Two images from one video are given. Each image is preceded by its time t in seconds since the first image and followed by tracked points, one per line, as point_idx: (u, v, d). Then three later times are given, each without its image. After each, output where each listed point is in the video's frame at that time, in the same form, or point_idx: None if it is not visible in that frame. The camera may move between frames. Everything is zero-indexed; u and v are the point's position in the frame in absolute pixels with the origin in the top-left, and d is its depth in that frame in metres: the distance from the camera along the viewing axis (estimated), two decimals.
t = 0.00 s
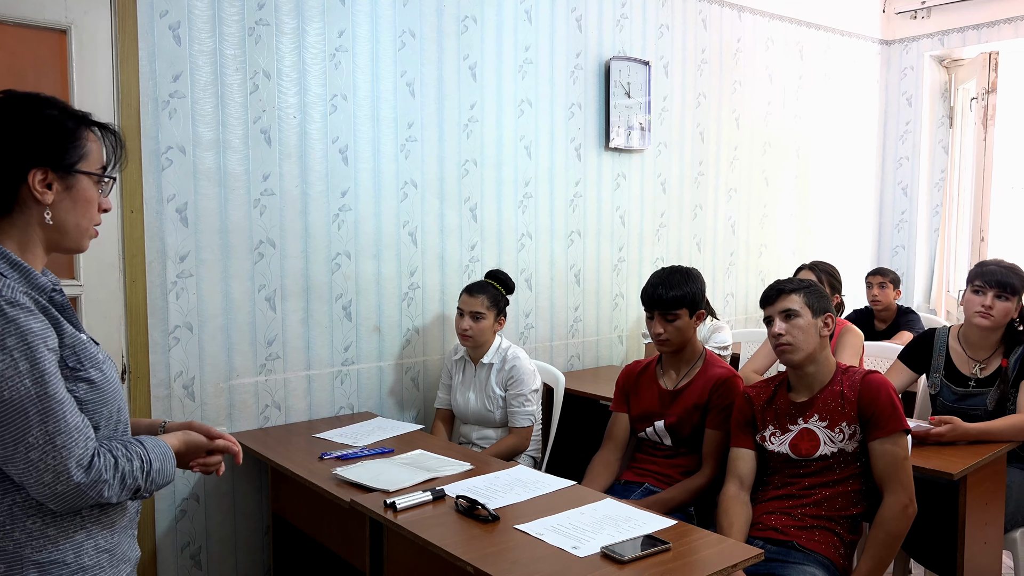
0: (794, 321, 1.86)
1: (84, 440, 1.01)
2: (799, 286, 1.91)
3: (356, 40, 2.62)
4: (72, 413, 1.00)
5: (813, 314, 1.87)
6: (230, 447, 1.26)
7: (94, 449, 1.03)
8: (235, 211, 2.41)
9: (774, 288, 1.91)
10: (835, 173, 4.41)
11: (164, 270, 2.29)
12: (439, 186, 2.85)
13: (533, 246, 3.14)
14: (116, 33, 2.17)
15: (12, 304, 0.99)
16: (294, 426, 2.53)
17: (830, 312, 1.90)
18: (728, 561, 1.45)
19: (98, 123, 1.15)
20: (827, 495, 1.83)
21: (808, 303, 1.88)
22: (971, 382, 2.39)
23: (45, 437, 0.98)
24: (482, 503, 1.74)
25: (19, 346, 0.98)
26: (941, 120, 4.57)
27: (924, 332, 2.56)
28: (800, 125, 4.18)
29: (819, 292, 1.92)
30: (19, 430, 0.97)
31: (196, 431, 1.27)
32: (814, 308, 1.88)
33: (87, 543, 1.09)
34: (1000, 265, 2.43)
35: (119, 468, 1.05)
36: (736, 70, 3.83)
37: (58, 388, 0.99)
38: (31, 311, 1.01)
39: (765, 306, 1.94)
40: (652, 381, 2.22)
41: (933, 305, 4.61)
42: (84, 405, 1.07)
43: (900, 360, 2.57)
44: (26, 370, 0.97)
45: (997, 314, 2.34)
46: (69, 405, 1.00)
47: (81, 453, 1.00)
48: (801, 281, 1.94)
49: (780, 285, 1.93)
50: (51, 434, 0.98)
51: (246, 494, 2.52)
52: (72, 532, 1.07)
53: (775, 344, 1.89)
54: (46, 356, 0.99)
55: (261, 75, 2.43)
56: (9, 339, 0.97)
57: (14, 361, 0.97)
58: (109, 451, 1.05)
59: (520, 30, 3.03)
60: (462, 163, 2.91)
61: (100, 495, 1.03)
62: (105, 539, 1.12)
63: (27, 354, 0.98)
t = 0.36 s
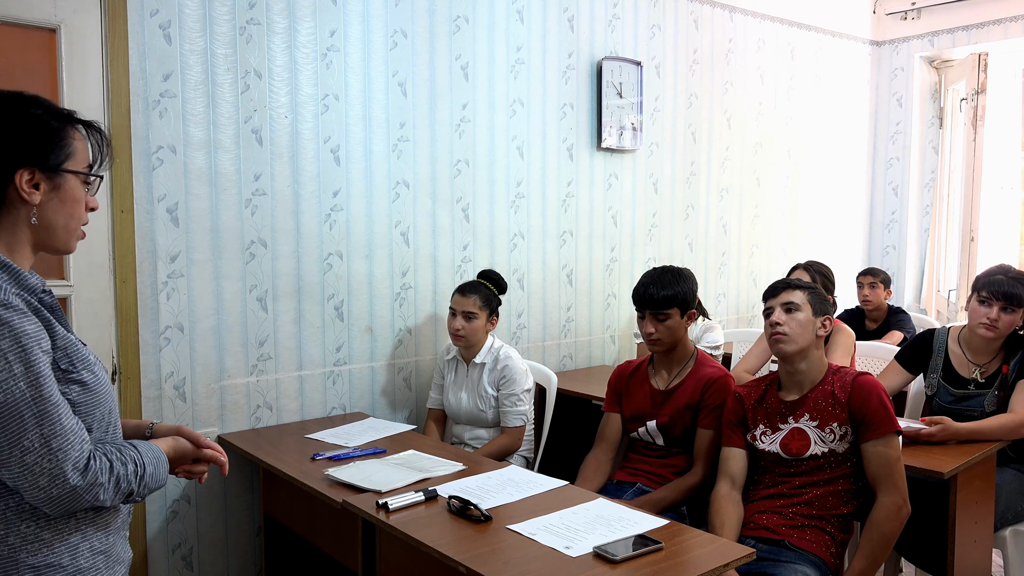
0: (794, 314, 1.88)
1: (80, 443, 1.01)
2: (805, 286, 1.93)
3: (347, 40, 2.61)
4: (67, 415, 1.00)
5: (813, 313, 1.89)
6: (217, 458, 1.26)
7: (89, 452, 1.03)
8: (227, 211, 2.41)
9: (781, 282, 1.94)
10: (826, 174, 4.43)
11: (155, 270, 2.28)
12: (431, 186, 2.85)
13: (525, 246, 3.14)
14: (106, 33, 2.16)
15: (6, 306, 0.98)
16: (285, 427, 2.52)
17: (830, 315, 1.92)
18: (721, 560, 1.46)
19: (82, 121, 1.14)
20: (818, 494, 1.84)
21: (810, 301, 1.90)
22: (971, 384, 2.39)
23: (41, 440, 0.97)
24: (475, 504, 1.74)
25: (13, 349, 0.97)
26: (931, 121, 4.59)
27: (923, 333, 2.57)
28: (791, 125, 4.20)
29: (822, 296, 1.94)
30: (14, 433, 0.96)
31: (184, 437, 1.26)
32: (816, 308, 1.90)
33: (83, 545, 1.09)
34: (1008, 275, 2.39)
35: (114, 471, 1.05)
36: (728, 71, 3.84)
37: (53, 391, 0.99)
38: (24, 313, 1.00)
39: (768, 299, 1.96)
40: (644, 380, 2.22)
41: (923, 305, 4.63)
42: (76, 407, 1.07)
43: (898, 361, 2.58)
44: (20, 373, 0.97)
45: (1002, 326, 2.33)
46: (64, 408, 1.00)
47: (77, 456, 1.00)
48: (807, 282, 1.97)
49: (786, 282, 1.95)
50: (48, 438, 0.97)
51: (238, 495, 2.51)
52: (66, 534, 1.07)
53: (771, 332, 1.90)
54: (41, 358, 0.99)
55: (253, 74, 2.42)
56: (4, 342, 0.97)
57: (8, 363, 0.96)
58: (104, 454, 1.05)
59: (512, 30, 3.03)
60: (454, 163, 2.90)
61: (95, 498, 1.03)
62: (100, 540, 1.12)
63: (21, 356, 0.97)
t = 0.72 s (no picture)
0: (794, 311, 1.88)
1: (63, 449, 1.00)
2: (805, 286, 1.94)
3: (343, 40, 2.61)
4: (52, 419, 1.00)
5: (813, 311, 1.89)
6: (209, 472, 1.26)
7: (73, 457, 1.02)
8: (222, 211, 2.40)
9: (782, 282, 1.95)
10: (821, 174, 4.44)
11: (150, 270, 2.28)
12: (427, 186, 2.85)
13: (521, 246, 3.15)
14: (101, 33, 2.15)
15: None
16: (280, 427, 2.52)
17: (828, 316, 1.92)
18: (716, 561, 1.46)
19: (82, 121, 1.14)
20: (814, 494, 1.84)
21: (809, 300, 1.91)
22: (966, 385, 2.40)
23: (23, 443, 0.97)
24: (471, 504, 1.74)
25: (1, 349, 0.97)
26: (926, 121, 4.61)
27: (919, 334, 2.58)
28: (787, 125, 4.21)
29: (821, 298, 1.95)
30: None
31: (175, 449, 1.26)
32: (815, 308, 1.90)
33: (65, 551, 1.09)
34: (1004, 277, 2.36)
35: (97, 478, 1.04)
36: (724, 71, 3.85)
37: (39, 393, 0.99)
38: (16, 314, 1.01)
39: (768, 298, 1.97)
40: (639, 380, 2.22)
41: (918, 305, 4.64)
42: (65, 411, 1.06)
43: (892, 361, 2.59)
44: (7, 374, 0.97)
45: (996, 332, 2.32)
46: (49, 412, 1.00)
47: (59, 461, 1.00)
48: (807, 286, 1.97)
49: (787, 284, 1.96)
50: (30, 441, 0.97)
51: (233, 495, 2.51)
52: (48, 539, 1.07)
53: (769, 327, 1.90)
54: (29, 360, 0.99)
55: (248, 74, 2.42)
56: None
57: None
58: (88, 460, 1.04)
59: (508, 30, 3.03)
60: (450, 163, 2.90)
61: (76, 506, 1.02)
62: (84, 547, 1.12)
63: (9, 357, 0.98)
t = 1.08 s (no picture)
0: (783, 315, 1.88)
1: (42, 454, 1.01)
2: (791, 285, 1.93)
3: (343, 40, 2.61)
4: (30, 424, 1.00)
5: (802, 311, 1.89)
6: (211, 475, 1.26)
7: (57, 462, 1.03)
8: (222, 211, 2.40)
9: (766, 286, 1.95)
10: (821, 174, 4.44)
11: (150, 270, 2.28)
12: (427, 186, 2.85)
13: (522, 245, 3.15)
14: (101, 33, 2.15)
15: None
16: (281, 427, 2.52)
17: (819, 312, 1.92)
18: (716, 561, 1.45)
19: (85, 123, 1.14)
20: (814, 494, 1.84)
21: (798, 301, 1.90)
22: (966, 385, 2.40)
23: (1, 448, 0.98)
24: (471, 504, 1.74)
25: None
26: (926, 121, 4.61)
27: (919, 333, 2.58)
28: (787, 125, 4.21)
29: (810, 294, 1.94)
30: None
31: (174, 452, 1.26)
32: (804, 306, 1.90)
33: (54, 552, 1.09)
34: (1004, 277, 2.36)
35: (80, 483, 1.04)
36: (724, 71, 3.84)
37: (16, 398, 0.99)
38: None
39: (757, 302, 1.97)
40: (640, 381, 2.22)
41: (918, 305, 4.64)
42: (51, 413, 1.06)
43: (893, 361, 2.59)
44: None
45: (995, 331, 2.32)
46: (28, 417, 1.00)
47: (38, 467, 1.00)
48: (794, 282, 1.97)
49: (773, 285, 1.95)
50: (7, 447, 0.98)
51: (234, 495, 2.51)
52: (37, 540, 1.07)
53: (761, 334, 1.90)
54: (8, 365, 0.99)
55: (248, 74, 2.42)
56: None
57: None
58: (71, 465, 1.04)
59: (509, 30, 3.03)
60: (451, 163, 2.90)
61: (57, 510, 1.03)
62: (75, 548, 1.12)
63: None
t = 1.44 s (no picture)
0: (777, 317, 1.88)
1: (35, 452, 1.01)
2: (784, 285, 1.93)
3: (343, 40, 2.61)
4: (22, 422, 1.00)
5: (796, 311, 1.89)
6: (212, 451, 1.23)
7: (50, 460, 1.03)
8: (223, 210, 2.40)
9: (759, 287, 1.95)
10: (821, 174, 4.44)
11: (150, 270, 2.28)
12: (428, 186, 2.85)
13: (522, 245, 3.15)
14: (101, 33, 2.15)
15: None
16: (281, 426, 2.52)
17: (813, 310, 1.92)
18: (716, 560, 1.45)
19: (85, 127, 1.14)
20: (814, 493, 1.84)
21: (792, 301, 1.90)
22: (966, 385, 2.40)
23: None
24: (471, 503, 1.74)
25: None
26: (926, 121, 4.61)
27: (919, 333, 2.58)
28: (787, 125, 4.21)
29: (803, 292, 1.94)
30: None
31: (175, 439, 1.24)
32: (797, 305, 1.90)
33: (52, 550, 1.09)
34: (1003, 277, 2.36)
35: (74, 480, 1.04)
36: (724, 71, 3.84)
37: (8, 395, 0.99)
38: None
39: (751, 304, 1.97)
40: (640, 380, 2.22)
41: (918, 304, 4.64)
42: (47, 410, 1.06)
43: (893, 361, 2.58)
44: None
45: (995, 331, 2.32)
46: (19, 415, 1.00)
47: (31, 465, 1.00)
48: (786, 281, 1.96)
49: (766, 285, 1.95)
50: None
51: (233, 495, 2.51)
52: (34, 538, 1.07)
53: (757, 337, 1.90)
54: None
55: (248, 74, 2.42)
56: None
57: None
58: (65, 462, 1.04)
59: (509, 30, 3.03)
60: (451, 163, 2.90)
61: (52, 508, 1.03)
62: (73, 546, 1.12)
63: None
